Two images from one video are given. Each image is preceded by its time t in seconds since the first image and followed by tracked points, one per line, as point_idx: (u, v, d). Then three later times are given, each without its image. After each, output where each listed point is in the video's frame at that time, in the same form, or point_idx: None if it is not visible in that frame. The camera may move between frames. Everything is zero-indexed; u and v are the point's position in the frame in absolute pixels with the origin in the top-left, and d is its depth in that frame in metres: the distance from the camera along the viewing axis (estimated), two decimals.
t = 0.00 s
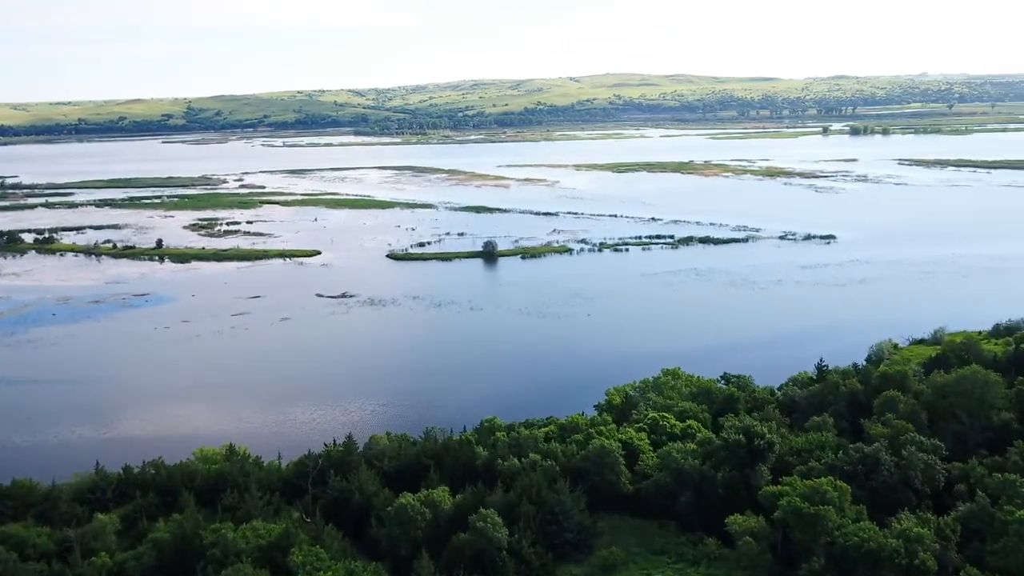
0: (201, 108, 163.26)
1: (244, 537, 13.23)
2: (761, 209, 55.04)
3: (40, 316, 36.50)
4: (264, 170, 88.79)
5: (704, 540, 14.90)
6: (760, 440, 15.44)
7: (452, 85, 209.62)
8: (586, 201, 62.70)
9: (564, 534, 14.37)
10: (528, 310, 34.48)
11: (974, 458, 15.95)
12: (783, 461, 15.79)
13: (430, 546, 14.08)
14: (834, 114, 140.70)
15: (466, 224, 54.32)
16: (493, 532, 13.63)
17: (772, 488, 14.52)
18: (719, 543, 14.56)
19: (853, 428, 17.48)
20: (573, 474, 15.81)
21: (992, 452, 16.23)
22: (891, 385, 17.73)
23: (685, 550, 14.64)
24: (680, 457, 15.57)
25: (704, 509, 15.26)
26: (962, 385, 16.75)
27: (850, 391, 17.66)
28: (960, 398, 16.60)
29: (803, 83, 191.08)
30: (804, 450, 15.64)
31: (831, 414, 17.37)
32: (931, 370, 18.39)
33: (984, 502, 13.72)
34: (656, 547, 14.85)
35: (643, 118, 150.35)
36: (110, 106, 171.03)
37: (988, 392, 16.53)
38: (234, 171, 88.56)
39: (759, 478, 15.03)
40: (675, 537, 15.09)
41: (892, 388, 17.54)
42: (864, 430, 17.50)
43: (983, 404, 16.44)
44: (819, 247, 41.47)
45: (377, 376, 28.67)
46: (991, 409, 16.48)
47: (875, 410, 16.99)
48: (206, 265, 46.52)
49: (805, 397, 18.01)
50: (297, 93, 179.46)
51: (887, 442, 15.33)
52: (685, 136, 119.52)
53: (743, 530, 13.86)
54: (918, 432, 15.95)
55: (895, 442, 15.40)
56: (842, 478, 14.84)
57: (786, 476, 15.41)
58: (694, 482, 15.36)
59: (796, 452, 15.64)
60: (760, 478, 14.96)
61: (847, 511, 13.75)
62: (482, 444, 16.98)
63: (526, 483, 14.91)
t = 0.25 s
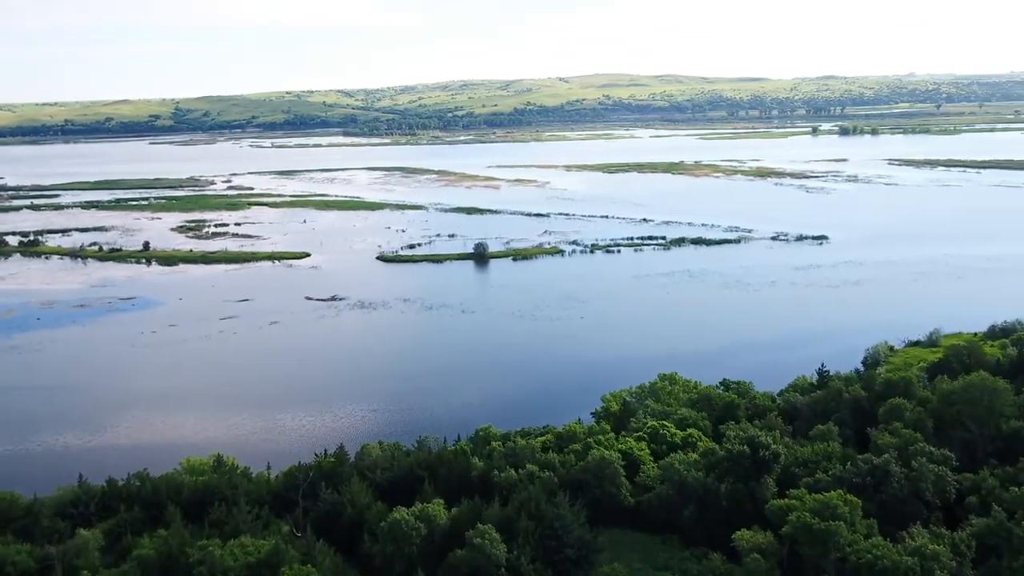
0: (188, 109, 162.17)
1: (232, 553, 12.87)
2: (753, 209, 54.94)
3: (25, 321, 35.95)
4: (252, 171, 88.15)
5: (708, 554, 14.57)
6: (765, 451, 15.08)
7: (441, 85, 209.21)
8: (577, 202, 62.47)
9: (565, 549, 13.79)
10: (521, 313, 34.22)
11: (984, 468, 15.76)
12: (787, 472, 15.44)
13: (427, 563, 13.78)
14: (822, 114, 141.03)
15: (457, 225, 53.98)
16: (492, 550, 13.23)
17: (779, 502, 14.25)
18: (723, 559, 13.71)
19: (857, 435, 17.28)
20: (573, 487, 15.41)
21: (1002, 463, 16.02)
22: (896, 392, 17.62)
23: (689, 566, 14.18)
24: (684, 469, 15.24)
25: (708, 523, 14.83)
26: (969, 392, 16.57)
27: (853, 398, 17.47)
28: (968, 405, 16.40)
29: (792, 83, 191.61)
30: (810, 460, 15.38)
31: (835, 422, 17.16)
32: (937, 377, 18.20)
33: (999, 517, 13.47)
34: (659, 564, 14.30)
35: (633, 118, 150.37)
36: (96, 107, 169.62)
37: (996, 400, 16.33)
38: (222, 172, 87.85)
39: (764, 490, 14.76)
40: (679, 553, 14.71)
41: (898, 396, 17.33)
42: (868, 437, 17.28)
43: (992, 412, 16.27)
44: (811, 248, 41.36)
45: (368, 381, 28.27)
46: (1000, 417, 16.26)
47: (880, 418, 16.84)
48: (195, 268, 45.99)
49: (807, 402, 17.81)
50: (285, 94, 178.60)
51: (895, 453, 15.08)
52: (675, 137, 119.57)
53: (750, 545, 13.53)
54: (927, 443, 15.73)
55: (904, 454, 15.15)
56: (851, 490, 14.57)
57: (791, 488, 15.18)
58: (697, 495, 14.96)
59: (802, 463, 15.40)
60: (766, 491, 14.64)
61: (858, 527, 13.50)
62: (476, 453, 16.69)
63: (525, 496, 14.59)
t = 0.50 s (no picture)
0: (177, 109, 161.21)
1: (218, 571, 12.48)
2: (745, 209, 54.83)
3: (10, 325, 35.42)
4: (241, 171, 87.55)
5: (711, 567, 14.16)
6: (770, 461, 14.70)
7: (431, 86, 208.84)
8: (568, 203, 62.25)
9: (565, 563, 13.37)
10: (514, 315, 33.92)
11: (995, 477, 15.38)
12: (791, 482, 15.13)
13: None
14: (812, 114, 141.31)
15: (448, 226, 53.64)
16: (489, 565, 12.85)
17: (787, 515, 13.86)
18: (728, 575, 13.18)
19: (861, 442, 17.00)
20: (572, 498, 15.11)
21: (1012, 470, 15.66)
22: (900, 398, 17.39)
23: None
24: (687, 480, 14.88)
25: (712, 535, 14.45)
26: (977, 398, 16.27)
27: (856, 404, 17.23)
28: (975, 412, 16.10)
29: (781, 83, 192.11)
30: (816, 471, 15.04)
31: (838, 429, 16.87)
32: (943, 384, 17.94)
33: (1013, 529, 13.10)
34: None
35: (623, 118, 150.38)
36: (84, 108, 168.36)
37: (1004, 406, 16.01)
38: (211, 173, 87.20)
39: (769, 501, 14.40)
40: (683, 566, 14.31)
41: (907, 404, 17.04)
42: (872, 444, 17.00)
43: (999, 418, 15.96)
44: (804, 248, 41.25)
45: (359, 385, 27.90)
46: (1008, 424, 15.93)
47: (886, 424, 16.56)
48: (183, 270, 45.48)
49: (810, 409, 17.53)
50: (274, 94, 177.84)
51: (905, 463, 14.76)
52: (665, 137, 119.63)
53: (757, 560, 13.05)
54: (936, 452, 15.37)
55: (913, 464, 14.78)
56: (859, 501, 14.26)
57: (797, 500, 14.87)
58: (700, 506, 14.59)
59: (808, 473, 15.10)
60: (772, 503, 14.32)
61: (869, 540, 13.17)
62: (472, 463, 16.40)
63: (524, 507, 14.29)
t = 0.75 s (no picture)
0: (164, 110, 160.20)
1: None
2: (736, 209, 54.68)
3: None
4: (229, 172, 86.90)
5: None
6: (775, 472, 14.17)
7: (420, 86, 208.42)
8: (559, 203, 61.95)
9: None
10: (506, 318, 33.55)
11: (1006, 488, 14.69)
12: (799, 495, 14.77)
13: None
14: (801, 114, 141.72)
15: (438, 228, 53.22)
16: None
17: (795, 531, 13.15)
18: None
19: (866, 450, 16.62)
20: (571, 512, 14.74)
21: None
22: (904, 404, 17.03)
23: None
24: (690, 493, 14.36)
25: (716, 550, 13.86)
26: (984, 406, 15.86)
27: (861, 412, 16.87)
28: (984, 420, 15.68)
29: (770, 83, 192.74)
30: (823, 482, 14.69)
31: (843, 438, 16.50)
32: (948, 391, 17.58)
33: None
34: None
35: (613, 118, 150.42)
36: (70, 108, 167.04)
37: (1014, 413, 15.53)
38: (199, 174, 86.51)
39: (776, 514, 13.93)
40: None
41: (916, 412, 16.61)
42: (877, 452, 16.61)
43: (1010, 426, 15.40)
44: (796, 249, 41.10)
45: (349, 391, 27.43)
46: (1019, 431, 15.33)
47: (891, 433, 16.21)
48: (169, 273, 44.86)
49: (813, 416, 17.22)
50: (262, 94, 177.06)
51: (916, 475, 14.15)
52: (655, 137, 119.72)
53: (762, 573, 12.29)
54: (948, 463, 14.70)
55: (925, 476, 14.14)
56: (868, 514, 13.68)
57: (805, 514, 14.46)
58: (703, 520, 13.98)
59: (815, 485, 14.78)
60: (778, 517, 13.88)
61: (882, 557, 12.23)
62: (467, 475, 16.04)
63: (523, 522, 13.93)
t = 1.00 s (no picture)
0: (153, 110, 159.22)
1: None
2: (728, 210, 54.57)
3: None
4: (218, 173, 86.32)
5: None
6: (782, 483, 14.01)
7: (410, 86, 207.91)
8: (550, 204, 61.71)
9: None
10: (499, 320, 33.23)
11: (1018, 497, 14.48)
12: (805, 505, 14.52)
13: None
14: (790, 114, 141.95)
15: (429, 229, 52.88)
16: None
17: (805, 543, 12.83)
18: None
19: (871, 458, 16.37)
20: (572, 524, 14.43)
21: None
22: (909, 410, 16.77)
23: None
24: (694, 503, 14.04)
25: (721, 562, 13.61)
26: (992, 411, 15.57)
27: (865, 418, 16.63)
28: (992, 427, 15.34)
29: (760, 83, 193.14)
30: (830, 492, 14.43)
31: (848, 445, 16.26)
32: (952, 396, 17.34)
33: None
34: None
35: (603, 118, 150.38)
36: (57, 109, 165.77)
37: None
38: (188, 175, 85.89)
39: (783, 526, 13.68)
40: None
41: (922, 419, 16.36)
42: (883, 460, 16.36)
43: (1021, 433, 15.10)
44: (789, 250, 40.98)
45: (339, 395, 27.00)
46: None
47: (897, 440, 15.93)
48: (157, 275, 44.36)
49: (815, 421, 16.97)
50: (252, 95, 176.20)
51: (926, 486, 13.88)
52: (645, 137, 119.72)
53: None
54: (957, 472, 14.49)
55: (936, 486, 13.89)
56: (878, 526, 13.39)
57: (812, 526, 14.25)
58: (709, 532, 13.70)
59: (822, 495, 14.51)
60: (785, 529, 13.61)
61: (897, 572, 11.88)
62: (464, 485, 15.74)
63: (522, 535, 13.53)
